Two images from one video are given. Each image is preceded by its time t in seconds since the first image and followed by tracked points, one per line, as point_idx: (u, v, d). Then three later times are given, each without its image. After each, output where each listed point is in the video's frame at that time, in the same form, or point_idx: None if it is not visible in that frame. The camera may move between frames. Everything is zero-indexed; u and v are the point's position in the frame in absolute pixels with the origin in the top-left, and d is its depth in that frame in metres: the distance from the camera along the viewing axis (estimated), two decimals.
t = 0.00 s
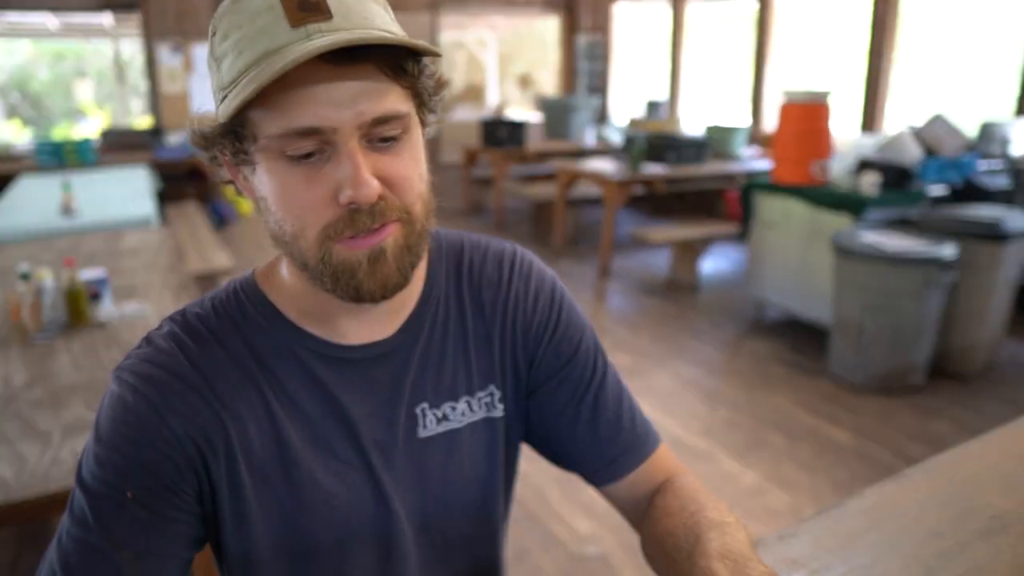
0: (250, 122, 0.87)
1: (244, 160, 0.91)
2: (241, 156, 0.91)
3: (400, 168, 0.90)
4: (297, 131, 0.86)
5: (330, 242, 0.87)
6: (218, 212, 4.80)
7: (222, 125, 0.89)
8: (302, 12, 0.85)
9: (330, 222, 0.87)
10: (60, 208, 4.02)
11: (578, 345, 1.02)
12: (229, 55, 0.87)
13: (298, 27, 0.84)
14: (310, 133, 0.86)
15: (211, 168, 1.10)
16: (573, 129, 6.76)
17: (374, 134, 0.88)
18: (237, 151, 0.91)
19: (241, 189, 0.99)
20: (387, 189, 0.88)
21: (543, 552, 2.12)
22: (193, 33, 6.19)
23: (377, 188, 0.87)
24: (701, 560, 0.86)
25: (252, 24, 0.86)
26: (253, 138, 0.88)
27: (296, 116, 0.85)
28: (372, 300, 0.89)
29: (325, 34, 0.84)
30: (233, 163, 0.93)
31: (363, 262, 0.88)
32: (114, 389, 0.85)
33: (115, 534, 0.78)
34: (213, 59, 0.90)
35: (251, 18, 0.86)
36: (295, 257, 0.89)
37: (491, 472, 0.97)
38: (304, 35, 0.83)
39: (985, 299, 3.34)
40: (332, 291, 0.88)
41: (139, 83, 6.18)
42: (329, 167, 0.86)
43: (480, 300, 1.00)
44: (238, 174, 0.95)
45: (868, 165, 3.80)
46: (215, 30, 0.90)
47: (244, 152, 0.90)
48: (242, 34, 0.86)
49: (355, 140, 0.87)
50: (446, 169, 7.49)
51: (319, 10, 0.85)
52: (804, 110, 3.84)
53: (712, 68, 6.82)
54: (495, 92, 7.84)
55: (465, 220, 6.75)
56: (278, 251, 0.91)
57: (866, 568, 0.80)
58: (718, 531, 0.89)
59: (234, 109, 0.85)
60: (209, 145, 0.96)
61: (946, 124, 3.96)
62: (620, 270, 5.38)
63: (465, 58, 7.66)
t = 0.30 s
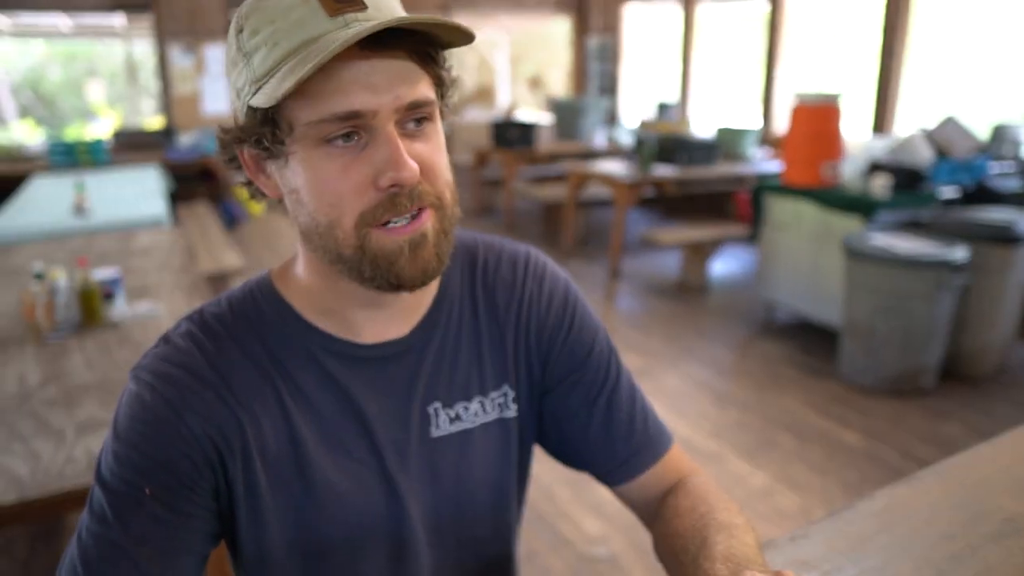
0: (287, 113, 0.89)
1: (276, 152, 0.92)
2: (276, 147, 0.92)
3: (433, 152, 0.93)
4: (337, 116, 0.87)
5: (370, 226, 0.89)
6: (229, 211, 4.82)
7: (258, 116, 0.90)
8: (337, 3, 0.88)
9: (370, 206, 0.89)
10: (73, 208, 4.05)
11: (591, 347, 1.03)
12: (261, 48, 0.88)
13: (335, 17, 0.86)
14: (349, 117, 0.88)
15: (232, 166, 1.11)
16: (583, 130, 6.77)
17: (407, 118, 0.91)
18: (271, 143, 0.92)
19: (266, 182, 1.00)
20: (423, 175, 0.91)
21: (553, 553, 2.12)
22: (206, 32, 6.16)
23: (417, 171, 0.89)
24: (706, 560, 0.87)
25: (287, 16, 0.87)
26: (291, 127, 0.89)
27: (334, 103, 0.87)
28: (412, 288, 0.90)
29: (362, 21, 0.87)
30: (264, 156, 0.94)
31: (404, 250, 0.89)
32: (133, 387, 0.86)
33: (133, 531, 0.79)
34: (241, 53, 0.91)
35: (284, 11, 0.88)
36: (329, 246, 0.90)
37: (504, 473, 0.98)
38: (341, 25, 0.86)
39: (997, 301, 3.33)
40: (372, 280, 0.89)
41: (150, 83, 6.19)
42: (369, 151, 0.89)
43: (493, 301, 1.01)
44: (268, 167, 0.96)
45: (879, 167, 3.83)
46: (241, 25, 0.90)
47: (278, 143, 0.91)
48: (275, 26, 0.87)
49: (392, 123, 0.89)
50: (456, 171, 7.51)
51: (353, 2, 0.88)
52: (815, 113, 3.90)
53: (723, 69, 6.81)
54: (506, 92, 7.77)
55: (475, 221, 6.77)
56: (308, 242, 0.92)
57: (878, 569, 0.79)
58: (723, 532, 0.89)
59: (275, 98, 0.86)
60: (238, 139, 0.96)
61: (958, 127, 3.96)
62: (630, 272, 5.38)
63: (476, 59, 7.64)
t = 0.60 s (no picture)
0: (307, 127, 0.89)
1: (294, 163, 0.93)
2: (294, 159, 0.92)
3: (449, 171, 0.93)
4: (355, 134, 0.88)
5: (384, 241, 0.89)
6: (235, 212, 4.89)
7: (279, 128, 0.91)
8: (362, 19, 0.89)
9: (386, 224, 0.90)
10: (78, 208, 4.07)
11: (596, 349, 1.03)
12: (283, 60, 0.89)
13: (359, 34, 0.88)
14: (367, 136, 0.88)
15: (247, 167, 1.12)
16: (588, 130, 6.77)
17: (425, 136, 0.91)
18: (290, 154, 0.93)
19: (282, 187, 1.00)
20: (438, 193, 0.91)
21: (556, 552, 2.13)
22: (212, 32, 6.17)
23: (432, 191, 0.90)
24: (709, 563, 0.87)
25: (310, 29, 0.88)
26: (309, 141, 0.90)
27: (353, 121, 0.88)
28: (416, 298, 0.91)
29: (386, 42, 0.88)
30: (282, 164, 0.95)
31: (414, 259, 0.89)
32: (145, 387, 0.87)
33: (146, 529, 0.80)
34: (262, 61, 0.92)
35: (309, 23, 0.88)
36: (342, 256, 0.90)
37: (510, 474, 0.98)
38: (365, 42, 0.87)
39: (1001, 302, 3.32)
40: (379, 287, 0.90)
41: (155, 83, 6.19)
42: (385, 168, 0.89)
43: (500, 302, 1.01)
44: (285, 174, 0.97)
45: (883, 168, 3.82)
46: (263, 32, 0.91)
47: (297, 155, 0.92)
48: (298, 39, 0.88)
49: (410, 142, 0.89)
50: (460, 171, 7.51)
51: (378, 19, 0.89)
52: (819, 115, 3.92)
53: (727, 70, 6.81)
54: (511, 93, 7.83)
55: (479, 221, 6.78)
56: (320, 249, 0.93)
57: (879, 570, 0.80)
58: (727, 535, 0.89)
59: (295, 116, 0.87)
60: (257, 145, 0.97)
61: (963, 128, 3.95)
62: (633, 272, 5.38)
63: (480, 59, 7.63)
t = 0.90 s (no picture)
0: (310, 121, 0.90)
1: (298, 158, 0.93)
2: (297, 153, 0.93)
3: (450, 161, 0.93)
4: (357, 125, 0.89)
5: (388, 233, 0.90)
6: (237, 211, 4.90)
7: (280, 122, 0.91)
8: (360, 13, 0.89)
9: (390, 216, 0.90)
10: (82, 208, 4.08)
11: (598, 348, 1.04)
12: (285, 56, 0.89)
13: (357, 26, 0.88)
14: (369, 126, 0.89)
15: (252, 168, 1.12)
16: (590, 130, 6.77)
17: (428, 126, 0.92)
18: (293, 149, 0.93)
19: (289, 186, 1.01)
20: (442, 184, 0.92)
21: (558, 551, 2.13)
22: (214, 33, 6.18)
23: (435, 179, 0.90)
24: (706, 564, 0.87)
25: (310, 25, 0.89)
26: (313, 134, 0.90)
27: (355, 112, 0.88)
28: (428, 289, 0.91)
29: (385, 32, 0.88)
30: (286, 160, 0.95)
31: (419, 249, 0.90)
32: (150, 387, 0.87)
33: (151, 527, 0.80)
34: (264, 59, 0.92)
35: (309, 19, 0.89)
36: (348, 250, 0.91)
37: (512, 474, 0.99)
38: (364, 35, 0.87)
39: (1005, 302, 3.32)
40: (388, 280, 0.90)
41: (159, 83, 6.23)
42: (388, 159, 0.89)
43: (503, 302, 1.02)
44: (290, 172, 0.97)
45: (886, 168, 3.83)
46: (265, 32, 0.92)
47: (300, 149, 0.92)
48: (300, 35, 0.89)
49: (411, 131, 0.90)
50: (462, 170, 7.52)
51: (376, 11, 0.89)
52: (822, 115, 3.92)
53: (730, 69, 6.81)
54: (513, 92, 7.77)
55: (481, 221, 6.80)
56: (327, 246, 0.93)
57: (880, 569, 0.80)
58: (726, 536, 0.89)
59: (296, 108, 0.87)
60: (261, 143, 0.98)
61: (966, 128, 3.94)
62: (636, 272, 5.38)
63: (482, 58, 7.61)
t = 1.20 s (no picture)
0: (313, 121, 0.90)
1: (301, 159, 0.94)
2: (301, 153, 0.93)
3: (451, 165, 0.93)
4: (357, 128, 0.89)
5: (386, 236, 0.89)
6: (241, 210, 4.92)
7: (284, 122, 0.92)
8: (363, 15, 0.89)
9: (388, 220, 0.90)
10: (87, 206, 4.08)
11: (601, 346, 1.04)
12: (290, 58, 0.89)
13: (360, 29, 0.88)
14: (369, 129, 0.89)
15: (260, 168, 1.12)
16: (594, 130, 6.77)
17: (429, 130, 0.92)
18: (296, 149, 0.94)
19: (294, 185, 1.00)
20: (442, 191, 0.92)
21: (560, 550, 2.14)
22: (219, 33, 6.20)
23: (433, 183, 0.90)
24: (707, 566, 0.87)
25: (315, 26, 0.89)
26: (315, 135, 0.91)
27: (355, 113, 0.89)
28: (423, 302, 0.91)
29: (387, 35, 0.88)
30: (291, 160, 0.95)
31: (419, 261, 0.90)
32: (158, 383, 0.87)
33: (160, 521, 0.81)
34: (271, 61, 0.93)
35: (313, 21, 0.89)
36: (349, 252, 0.91)
37: (516, 471, 0.99)
38: (366, 37, 0.87)
39: (1009, 303, 3.32)
40: (387, 292, 0.90)
41: (163, 83, 6.24)
42: (388, 163, 0.89)
43: (508, 301, 1.02)
44: (294, 173, 0.98)
45: (889, 168, 3.82)
46: (273, 34, 0.93)
47: (304, 150, 0.93)
48: (304, 36, 0.89)
49: (411, 135, 0.90)
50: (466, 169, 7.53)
51: (379, 14, 0.89)
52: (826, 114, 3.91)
53: (734, 69, 6.81)
54: (517, 92, 7.87)
55: (484, 221, 6.81)
56: (329, 245, 0.93)
57: (883, 569, 0.81)
58: (728, 539, 0.89)
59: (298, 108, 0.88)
60: (267, 143, 0.98)
61: (971, 128, 3.92)
62: (639, 272, 5.38)
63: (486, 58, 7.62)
